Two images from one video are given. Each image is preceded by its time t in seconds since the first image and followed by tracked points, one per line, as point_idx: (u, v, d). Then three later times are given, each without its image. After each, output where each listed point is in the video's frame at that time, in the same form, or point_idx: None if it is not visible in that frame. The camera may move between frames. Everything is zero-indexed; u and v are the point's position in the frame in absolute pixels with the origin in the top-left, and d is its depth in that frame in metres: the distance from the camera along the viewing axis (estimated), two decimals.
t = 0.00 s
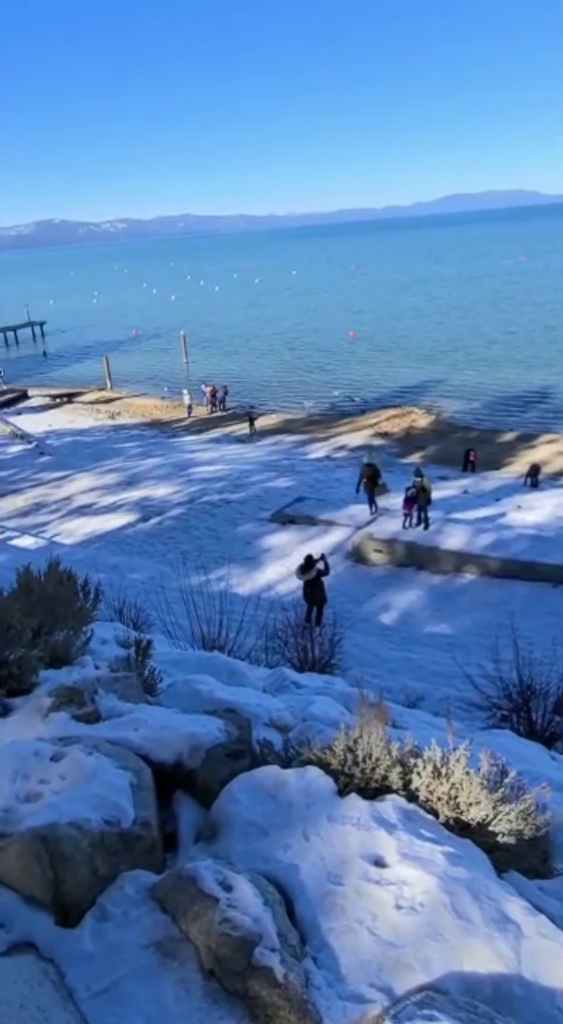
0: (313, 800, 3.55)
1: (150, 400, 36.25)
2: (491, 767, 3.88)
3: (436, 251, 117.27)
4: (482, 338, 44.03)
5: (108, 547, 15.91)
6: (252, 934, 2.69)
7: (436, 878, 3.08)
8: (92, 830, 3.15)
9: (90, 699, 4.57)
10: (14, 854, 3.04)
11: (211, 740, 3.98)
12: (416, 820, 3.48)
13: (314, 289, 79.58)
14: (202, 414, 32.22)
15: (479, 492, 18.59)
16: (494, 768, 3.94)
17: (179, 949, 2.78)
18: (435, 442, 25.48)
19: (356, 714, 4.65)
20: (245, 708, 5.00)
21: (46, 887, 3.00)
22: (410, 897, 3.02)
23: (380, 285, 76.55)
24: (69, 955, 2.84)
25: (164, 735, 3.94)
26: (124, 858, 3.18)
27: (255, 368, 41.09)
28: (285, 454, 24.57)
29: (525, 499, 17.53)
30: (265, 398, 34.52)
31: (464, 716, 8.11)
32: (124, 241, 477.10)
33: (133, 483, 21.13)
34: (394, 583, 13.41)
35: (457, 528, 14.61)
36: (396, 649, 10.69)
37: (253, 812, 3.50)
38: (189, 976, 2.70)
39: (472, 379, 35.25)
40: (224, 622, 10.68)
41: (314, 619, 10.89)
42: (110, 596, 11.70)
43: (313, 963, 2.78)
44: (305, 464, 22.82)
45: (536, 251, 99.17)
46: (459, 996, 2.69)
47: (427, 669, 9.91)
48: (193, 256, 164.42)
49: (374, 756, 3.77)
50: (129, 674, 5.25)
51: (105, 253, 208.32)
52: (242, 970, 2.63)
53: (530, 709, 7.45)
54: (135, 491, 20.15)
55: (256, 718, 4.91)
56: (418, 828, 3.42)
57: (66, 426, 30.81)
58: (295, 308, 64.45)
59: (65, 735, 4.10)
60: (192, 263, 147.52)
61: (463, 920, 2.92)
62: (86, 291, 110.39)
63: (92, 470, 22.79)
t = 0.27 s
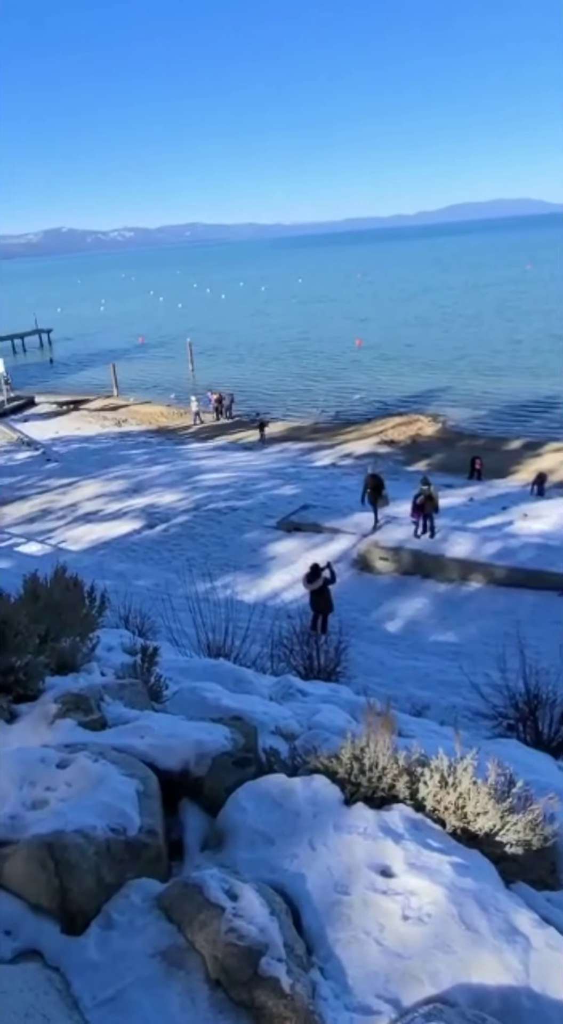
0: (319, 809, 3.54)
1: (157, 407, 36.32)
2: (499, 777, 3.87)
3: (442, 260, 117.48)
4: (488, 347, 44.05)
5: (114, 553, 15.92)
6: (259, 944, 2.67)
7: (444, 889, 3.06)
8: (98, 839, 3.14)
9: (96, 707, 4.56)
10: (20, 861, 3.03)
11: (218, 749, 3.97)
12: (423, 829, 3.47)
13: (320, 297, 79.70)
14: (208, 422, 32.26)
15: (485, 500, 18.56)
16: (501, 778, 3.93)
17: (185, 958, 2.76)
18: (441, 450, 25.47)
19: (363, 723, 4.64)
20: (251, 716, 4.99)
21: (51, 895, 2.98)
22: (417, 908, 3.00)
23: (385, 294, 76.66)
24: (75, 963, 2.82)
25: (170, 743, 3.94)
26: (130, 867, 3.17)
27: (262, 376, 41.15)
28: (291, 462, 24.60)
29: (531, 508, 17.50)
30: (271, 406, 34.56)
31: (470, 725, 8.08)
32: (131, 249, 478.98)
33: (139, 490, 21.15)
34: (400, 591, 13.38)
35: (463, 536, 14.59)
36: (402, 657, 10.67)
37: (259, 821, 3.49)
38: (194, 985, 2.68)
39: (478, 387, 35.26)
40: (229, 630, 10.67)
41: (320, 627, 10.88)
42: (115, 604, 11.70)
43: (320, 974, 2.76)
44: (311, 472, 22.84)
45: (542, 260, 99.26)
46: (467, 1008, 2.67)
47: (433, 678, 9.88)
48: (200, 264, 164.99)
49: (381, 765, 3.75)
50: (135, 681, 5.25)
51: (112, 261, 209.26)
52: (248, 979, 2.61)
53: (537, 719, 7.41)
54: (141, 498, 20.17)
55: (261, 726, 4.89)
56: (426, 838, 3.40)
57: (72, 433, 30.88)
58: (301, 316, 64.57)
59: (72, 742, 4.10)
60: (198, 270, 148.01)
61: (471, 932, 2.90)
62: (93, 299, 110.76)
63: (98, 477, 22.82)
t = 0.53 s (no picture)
0: (332, 818, 3.53)
1: (169, 412, 36.43)
2: (513, 786, 3.84)
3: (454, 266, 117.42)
4: (501, 353, 43.97)
5: (125, 558, 15.96)
6: (272, 952, 2.67)
7: (457, 899, 3.04)
8: (111, 844, 3.14)
9: (109, 711, 4.57)
10: (33, 866, 3.03)
11: (231, 755, 3.97)
12: (437, 839, 3.45)
13: (332, 303, 79.77)
14: (220, 427, 32.33)
15: (497, 507, 18.51)
16: (514, 787, 3.91)
17: (198, 966, 2.76)
18: (453, 456, 25.41)
19: (376, 731, 4.62)
20: (263, 723, 4.98)
21: (64, 900, 2.98)
22: (431, 917, 2.99)
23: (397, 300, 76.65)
24: (88, 969, 2.82)
25: (183, 749, 3.94)
26: (143, 873, 3.17)
27: (274, 382, 41.22)
28: (303, 467, 24.62)
29: (544, 514, 17.42)
30: (283, 412, 34.61)
31: (482, 733, 8.03)
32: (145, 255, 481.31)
33: (151, 495, 21.20)
34: (412, 598, 13.34)
35: (476, 542, 14.53)
36: (414, 664, 10.63)
37: (272, 828, 3.48)
38: (207, 992, 2.67)
39: (490, 393, 35.18)
40: (241, 635, 10.67)
41: (332, 633, 10.85)
42: (127, 608, 11.73)
43: (333, 983, 2.75)
44: (322, 478, 22.85)
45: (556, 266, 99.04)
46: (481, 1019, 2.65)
47: (445, 685, 9.84)
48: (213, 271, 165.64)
49: (394, 773, 3.74)
50: (147, 686, 5.25)
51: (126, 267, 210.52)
52: (261, 988, 2.60)
53: (550, 727, 7.37)
54: (153, 503, 20.22)
55: (274, 732, 4.88)
56: (439, 847, 3.39)
57: (85, 438, 31.00)
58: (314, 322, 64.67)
59: (85, 747, 4.10)
60: (211, 276, 148.56)
61: (485, 942, 2.88)
62: (107, 305, 111.28)
63: (111, 482, 22.89)
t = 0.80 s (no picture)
0: (352, 823, 3.52)
1: (188, 415, 36.56)
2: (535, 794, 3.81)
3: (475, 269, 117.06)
4: (522, 356, 43.75)
5: (144, 560, 16.02)
6: (291, 957, 2.66)
7: (479, 907, 3.01)
8: (131, 845, 3.15)
9: (129, 713, 4.59)
10: (54, 866, 3.04)
11: (250, 757, 3.96)
12: (457, 846, 3.43)
13: (352, 306, 79.74)
14: (239, 430, 32.39)
15: (518, 511, 18.40)
16: (536, 795, 3.87)
17: (218, 970, 2.75)
18: (473, 460, 25.29)
19: (396, 736, 4.59)
20: (283, 726, 4.97)
21: (84, 901, 2.99)
22: (452, 925, 2.96)
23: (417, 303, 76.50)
24: (108, 970, 2.82)
25: (203, 751, 3.94)
26: (162, 875, 3.17)
27: (294, 385, 41.25)
28: (321, 470, 24.61)
29: None
30: (302, 415, 34.62)
31: (502, 740, 7.97)
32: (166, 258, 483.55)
33: (170, 497, 21.27)
34: (431, 602, 13.28)
35: (495, 547, 14.45)
36: (432, 669, 10.58)
37: (291, 832, 3.47)
38: (226, 997, 2.66)
39: (511, 396, 35.01)
40: (259, 638, 10.68)
41: (350, 637, 10.83)
42: (145, 610, 11.76)
43: (353, 989, 2.74)
44: (341, 481, 22.83)
45: None
46: None
47: (464, 690, 9.79)
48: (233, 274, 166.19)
49: (414, 779, 3.71)
50: (166, 688, 5.27)
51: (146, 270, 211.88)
52: (280, 993, 2.59)
53: None
54: (172, 505, 20.28)
55: (293, 735, 4.87)
56: (460, 854, 3.36)
57: (104, 440, 31.17)
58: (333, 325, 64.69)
59: (105, 748, 4.12)
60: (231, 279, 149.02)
61: (507, 952, 2.86)
62: (127, 308, 111.86)
63: (130, 484, 22.98)
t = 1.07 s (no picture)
0: (378, 828, 3.50)
1: (213, 418, 36.68)
2: None
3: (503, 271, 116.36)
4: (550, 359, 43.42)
5: (169, 561, 16.08)
6: (316, 963, 2.65)
7: (507, 917, 2.99)
8: (157, 846, 3.16)
9: (154, 714, 4.61)
10: (81, 865, 3.06)
11: (275, 761, 3.96)
12: (485, 855, 3.39)
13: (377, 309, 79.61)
14: (263, 432, 32.44)
15: (544, 515, 18.25)
16: None
17: (243, 973, 2.74)
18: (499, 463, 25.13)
19: (422, 741, 4.56)
20: (308, 729, 4.94)
21: (110, 901, 3.00)
22: (480, 935, 2.94)
23: (443, 305, 76.17)
24: (133, 971, 2.82)
25: (228, 753, 3.94)
26: (187, 877, 3.18)
27: (319, 388, 41.25)
28: (346, 473, 24.58)
29: None
30: (327, 418, 34.61)
31: (529, 747, 7.88)
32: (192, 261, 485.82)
33: (194, 499, 21.35)
34: (456, 607, 13.19)
35: (520, 551, 14.34)
36: (457, 674, 10.52)
37: (317, 836, 3.46)
38: (252, 1000, 2.65)
39: (538, 399, 34.73)
40: (283, 641, 10.68)
41: (374, 640, 10.79)
42: (170, 612, 11.82)
43: (379, 997, 2.72)
44: (366, 484, 22.79)
45: None
46: None
47: (489, 697, 9.71)
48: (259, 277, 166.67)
49: (441, 785, 3.68)
50: (191, 689, 5.28)
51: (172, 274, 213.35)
52: (305, 999, 2.58)
53: None
54: (196, 507, 20.36)
55: (319, 739, 4.85)
56: (488, 864, 3.33)
57: (130, 443, 31.37)
58: (359, 328, 64.61)
59: (130, 749, 4.14)
60: (257, 282, 149.38)
61: (535, 962, 2.82)
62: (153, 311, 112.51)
63: (155, 486, 23.11)
